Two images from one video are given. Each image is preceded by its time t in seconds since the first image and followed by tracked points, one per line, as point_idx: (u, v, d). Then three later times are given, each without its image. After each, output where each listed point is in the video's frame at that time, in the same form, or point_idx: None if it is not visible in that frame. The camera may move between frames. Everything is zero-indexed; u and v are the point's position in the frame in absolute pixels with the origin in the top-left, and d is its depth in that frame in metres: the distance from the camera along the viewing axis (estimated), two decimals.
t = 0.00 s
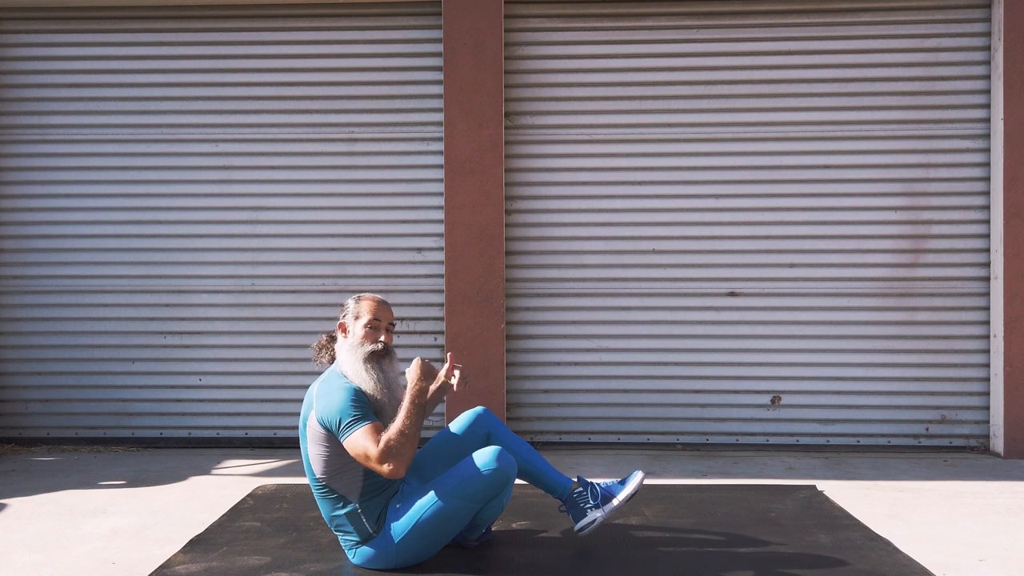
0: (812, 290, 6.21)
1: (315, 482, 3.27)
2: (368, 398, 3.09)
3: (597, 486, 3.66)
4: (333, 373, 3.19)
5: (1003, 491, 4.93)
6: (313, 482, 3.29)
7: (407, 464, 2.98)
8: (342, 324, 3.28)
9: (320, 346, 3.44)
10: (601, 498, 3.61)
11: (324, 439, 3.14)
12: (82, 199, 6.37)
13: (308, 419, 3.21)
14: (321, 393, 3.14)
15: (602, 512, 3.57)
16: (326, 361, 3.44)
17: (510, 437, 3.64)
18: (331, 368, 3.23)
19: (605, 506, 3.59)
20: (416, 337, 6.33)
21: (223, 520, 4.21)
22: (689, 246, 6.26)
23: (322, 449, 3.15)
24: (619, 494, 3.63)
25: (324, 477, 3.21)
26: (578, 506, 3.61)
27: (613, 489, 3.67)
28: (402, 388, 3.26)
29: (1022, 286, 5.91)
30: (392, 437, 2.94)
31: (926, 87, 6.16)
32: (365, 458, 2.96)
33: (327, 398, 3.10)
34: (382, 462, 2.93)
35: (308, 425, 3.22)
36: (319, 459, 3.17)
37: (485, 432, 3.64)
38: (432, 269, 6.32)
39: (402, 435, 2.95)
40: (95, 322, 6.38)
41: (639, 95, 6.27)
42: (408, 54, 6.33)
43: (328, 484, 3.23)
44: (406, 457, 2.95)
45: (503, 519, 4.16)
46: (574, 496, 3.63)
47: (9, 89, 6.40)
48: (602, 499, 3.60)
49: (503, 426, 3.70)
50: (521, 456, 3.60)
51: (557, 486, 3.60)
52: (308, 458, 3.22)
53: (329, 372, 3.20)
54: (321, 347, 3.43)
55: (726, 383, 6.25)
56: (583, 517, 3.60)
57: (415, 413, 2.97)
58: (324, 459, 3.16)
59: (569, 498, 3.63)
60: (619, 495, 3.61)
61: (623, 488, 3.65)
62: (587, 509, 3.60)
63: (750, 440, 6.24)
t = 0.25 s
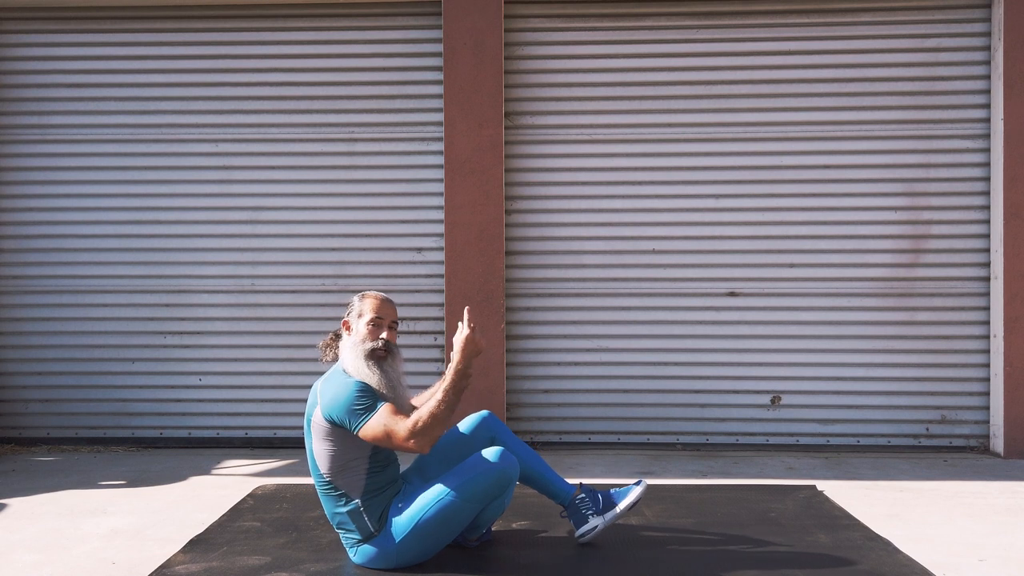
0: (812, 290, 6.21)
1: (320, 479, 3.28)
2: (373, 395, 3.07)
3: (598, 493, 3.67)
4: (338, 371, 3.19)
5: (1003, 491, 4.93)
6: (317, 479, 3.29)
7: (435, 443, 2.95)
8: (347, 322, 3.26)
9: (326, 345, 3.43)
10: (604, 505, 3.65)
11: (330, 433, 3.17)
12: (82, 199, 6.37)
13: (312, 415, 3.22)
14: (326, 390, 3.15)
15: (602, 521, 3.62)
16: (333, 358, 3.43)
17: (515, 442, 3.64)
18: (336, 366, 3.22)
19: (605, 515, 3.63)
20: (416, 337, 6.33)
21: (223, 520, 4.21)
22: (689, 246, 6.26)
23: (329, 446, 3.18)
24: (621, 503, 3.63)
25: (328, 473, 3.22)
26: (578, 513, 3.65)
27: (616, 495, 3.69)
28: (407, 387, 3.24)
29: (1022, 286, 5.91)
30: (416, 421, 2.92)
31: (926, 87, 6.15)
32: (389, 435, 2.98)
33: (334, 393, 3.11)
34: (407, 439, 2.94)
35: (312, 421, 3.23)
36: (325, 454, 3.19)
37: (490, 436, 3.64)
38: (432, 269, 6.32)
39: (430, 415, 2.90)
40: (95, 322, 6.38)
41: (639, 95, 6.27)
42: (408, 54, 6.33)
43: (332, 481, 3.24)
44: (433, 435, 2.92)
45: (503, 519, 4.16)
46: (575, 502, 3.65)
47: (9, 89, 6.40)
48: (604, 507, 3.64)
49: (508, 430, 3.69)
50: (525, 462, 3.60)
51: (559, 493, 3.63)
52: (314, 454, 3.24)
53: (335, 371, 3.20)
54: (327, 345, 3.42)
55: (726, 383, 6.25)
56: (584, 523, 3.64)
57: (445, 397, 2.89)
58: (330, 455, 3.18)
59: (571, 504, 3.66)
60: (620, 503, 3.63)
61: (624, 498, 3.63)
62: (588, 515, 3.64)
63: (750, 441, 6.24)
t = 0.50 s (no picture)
0: (812, 290, 6.21)
1: (321, 479, 3.28)
2: (378, 395, 3.07)
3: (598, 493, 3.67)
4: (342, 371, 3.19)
5: (1003, 491, 4.93)
6: (319, 479, 3.29)
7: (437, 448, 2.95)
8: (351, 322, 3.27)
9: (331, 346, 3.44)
10: (605, 503, 3.65)
11: (333, 434, 3.16)
12: (82, 199, 6.37)
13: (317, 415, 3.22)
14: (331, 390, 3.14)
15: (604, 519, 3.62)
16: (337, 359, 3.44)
17: (516, 443, 3.65)
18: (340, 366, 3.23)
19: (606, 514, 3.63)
20: (416, 337, 6.33)
21: (223, 520, 4.21)
22: (689, 246, 6.26)
23: (331, 446, 3.18)
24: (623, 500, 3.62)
25: (331, 473, 3.22)
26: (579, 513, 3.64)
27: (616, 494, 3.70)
28: (411, 387, 3.24)
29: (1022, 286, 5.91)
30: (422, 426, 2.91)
31: (926, 87, 6.16)
32: (390, 440, 2.97)
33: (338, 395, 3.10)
34: (409, 444, 2.93)
35: (316, 422, 3.23)
36: (327, 454, 3.19)
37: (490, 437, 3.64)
38: (432, 269, 6.32)
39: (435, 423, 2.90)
40: (95, 322, 6.38)
41: (639, 95, 6.27)
42: (408, 54, 6.33)
43: (334, 480, 3.24)
44: (436, 442, 2.92)
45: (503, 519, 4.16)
46: (575, 503, 3.65)
47: (9, 89, 6.40)
48: (606, 506, 3.64)
49: (508, 431, 3.70)
50: (527, 463, 3.60)
51: (561, 493, 3.64)
52: (316, 454, 3.24)
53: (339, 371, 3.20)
54: (330, 346, 3.43)
55: (726, 383, 6.25)
56: (585, 522, 3.63)
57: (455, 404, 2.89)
58: (332, 454, 3.18)
59: (572, 504, 3.66)
60: (621, 501, 3.63)
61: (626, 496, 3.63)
62: (589, 514, 3.64)
63: (750, 441, 6.24)
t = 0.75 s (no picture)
0: (812, 290, 6.21)
1: (318, 481, 3.27)
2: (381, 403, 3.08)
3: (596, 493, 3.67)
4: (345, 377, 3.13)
5: (1003, 491, 4.93)
6: (317, 480, 3.28)
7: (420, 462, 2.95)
8: (354, 325, 3.19)
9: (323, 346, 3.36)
10: (605, 502, 3.64)
11: (328, 437, 3.15)
12: (82, 199, 6.37)
13: (311, 419, 3.21)
14: (326, 396, 3.13)
15: (604, 518, 3.60)
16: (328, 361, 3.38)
17: (516, 443, 3.65)
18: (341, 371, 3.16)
19: (606, 513, 3.61)
20: (416, 337, 6.33)
21: (223, 520, 4.21)
22: (689, 246, 6.26)
23: (326, 448, 3.17)
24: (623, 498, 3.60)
25: (327, 475, 3.21)
26: (579, 513, 3.64)
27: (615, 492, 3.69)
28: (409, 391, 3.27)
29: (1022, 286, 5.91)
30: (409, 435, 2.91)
31: (926, 87, 6.16)
32: (375, 452, 2.96)
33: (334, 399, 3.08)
34: (393, 457, 2.92)
35: (311, 425, 3.23)
36: (323, 457, 3.18)
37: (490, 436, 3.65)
38: (432, 269, 6.32)
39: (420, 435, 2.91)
40: (95, 322, 6.38)
41: (639, 95, 6.27)
42: (408, 54, 6.33)
43: (332, 482, 3.23)
44: (420, 455, 2.92)
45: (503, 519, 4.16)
46: (574, 503, 3.66)
47: (9, 89, 6.40)
48: (605, 505, 3.62)
49: (507, 430, 3.70)
50: (526, 463, 3.60)
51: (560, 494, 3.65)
52: (313, 456, 3.23)
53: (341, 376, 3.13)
54: (323, 347, 3.34)
55: (726, 383, 6.25)
56: (584, 522, 3.62)
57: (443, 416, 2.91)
58: (328, 457, 3.17)
59: (571, 504, 3.67)
60: (619, 502, 3.62)
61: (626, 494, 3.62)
62: (589, 514, 3.63)
63: (750, 441, 6.24)
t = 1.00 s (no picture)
0: (812, 290, 6.21)
1: (311, 486, 3.25)
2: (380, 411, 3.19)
3: (594, 488, 3.72)
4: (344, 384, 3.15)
5: (1003, 491, 4.93)
6: (309, 485, 3.26)
7: (387, 483, 2.98)
8: (354, 333, 3.19)
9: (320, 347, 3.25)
10: (598, 499, 3.70)
11: (318, 444, 3.12)
12: (82, 199, 6.37)
13: (300, 425, 3.18)
14: (313, 403, 3.10)
15: (603, 512, 3.68)
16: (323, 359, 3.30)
17: (511, 439, 3.64)
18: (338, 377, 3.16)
19: (604, 507, 3.69)
20: (416, 337, 6.33)
21: (223, 520, 4.21)
22: (689, 246, 6.27)
23: (316, 454, 3.14)
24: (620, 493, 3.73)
25: (319, 481, 3.20)
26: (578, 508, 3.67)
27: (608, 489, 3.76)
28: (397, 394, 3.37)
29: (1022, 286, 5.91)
30: (382, 455, 2.93)
31: (926, 87, 6.15)
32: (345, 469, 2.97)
33: (321, 406, 3.06)
34: (363, 475, 2.93)
35: (300, 431, 3.19)
36: (313, 463, 3.16)
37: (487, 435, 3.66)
38: (432, 269, 6.32)
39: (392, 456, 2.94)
40: (95, 322, 6.38)
41: (639, 95, 6.27)
42: (408, 54, 6.33)
43: (324, 487, 3.22)
44: (389, 476, 2.95)
45: (503, 519, 4.17)
46: (574, 497, 3.67)
47: (9, 89, 6.40)
48: (601, 501, 3.68)
49: (503, 427, 3.69)
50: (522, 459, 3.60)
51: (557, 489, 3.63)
52: (303, 462, 3.21)
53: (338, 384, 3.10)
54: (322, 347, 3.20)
55: (726, 383, 6.26)
56: (582, 519, 3.67)
57: (414, 443, 2.97)
58: (318, 463, 3.15)
59: (567, 501, 3.67)
60: (614, 498, 3.72)
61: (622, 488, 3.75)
62: (587, 511, 3.67)
63: (750, 440, 6.24)
